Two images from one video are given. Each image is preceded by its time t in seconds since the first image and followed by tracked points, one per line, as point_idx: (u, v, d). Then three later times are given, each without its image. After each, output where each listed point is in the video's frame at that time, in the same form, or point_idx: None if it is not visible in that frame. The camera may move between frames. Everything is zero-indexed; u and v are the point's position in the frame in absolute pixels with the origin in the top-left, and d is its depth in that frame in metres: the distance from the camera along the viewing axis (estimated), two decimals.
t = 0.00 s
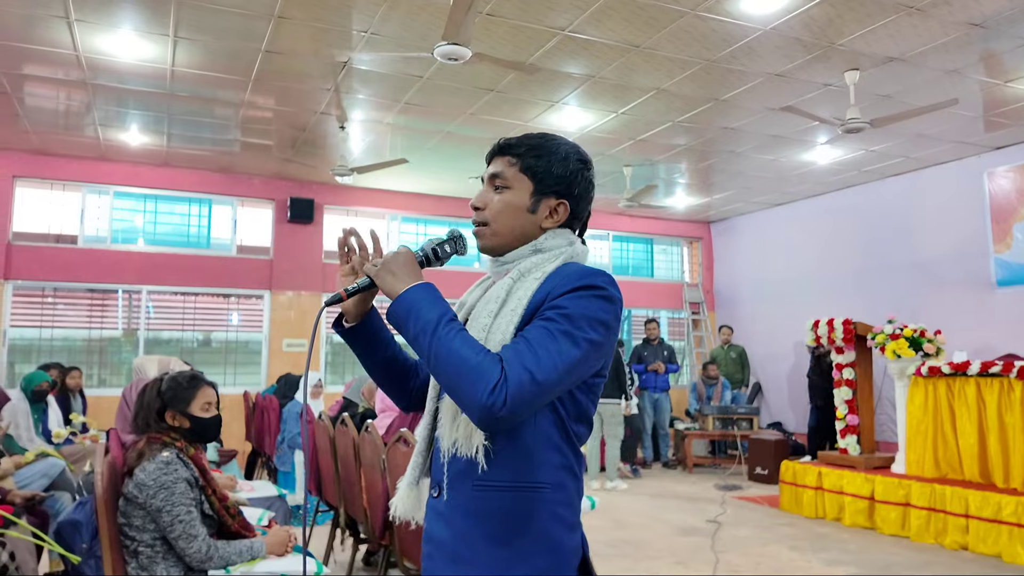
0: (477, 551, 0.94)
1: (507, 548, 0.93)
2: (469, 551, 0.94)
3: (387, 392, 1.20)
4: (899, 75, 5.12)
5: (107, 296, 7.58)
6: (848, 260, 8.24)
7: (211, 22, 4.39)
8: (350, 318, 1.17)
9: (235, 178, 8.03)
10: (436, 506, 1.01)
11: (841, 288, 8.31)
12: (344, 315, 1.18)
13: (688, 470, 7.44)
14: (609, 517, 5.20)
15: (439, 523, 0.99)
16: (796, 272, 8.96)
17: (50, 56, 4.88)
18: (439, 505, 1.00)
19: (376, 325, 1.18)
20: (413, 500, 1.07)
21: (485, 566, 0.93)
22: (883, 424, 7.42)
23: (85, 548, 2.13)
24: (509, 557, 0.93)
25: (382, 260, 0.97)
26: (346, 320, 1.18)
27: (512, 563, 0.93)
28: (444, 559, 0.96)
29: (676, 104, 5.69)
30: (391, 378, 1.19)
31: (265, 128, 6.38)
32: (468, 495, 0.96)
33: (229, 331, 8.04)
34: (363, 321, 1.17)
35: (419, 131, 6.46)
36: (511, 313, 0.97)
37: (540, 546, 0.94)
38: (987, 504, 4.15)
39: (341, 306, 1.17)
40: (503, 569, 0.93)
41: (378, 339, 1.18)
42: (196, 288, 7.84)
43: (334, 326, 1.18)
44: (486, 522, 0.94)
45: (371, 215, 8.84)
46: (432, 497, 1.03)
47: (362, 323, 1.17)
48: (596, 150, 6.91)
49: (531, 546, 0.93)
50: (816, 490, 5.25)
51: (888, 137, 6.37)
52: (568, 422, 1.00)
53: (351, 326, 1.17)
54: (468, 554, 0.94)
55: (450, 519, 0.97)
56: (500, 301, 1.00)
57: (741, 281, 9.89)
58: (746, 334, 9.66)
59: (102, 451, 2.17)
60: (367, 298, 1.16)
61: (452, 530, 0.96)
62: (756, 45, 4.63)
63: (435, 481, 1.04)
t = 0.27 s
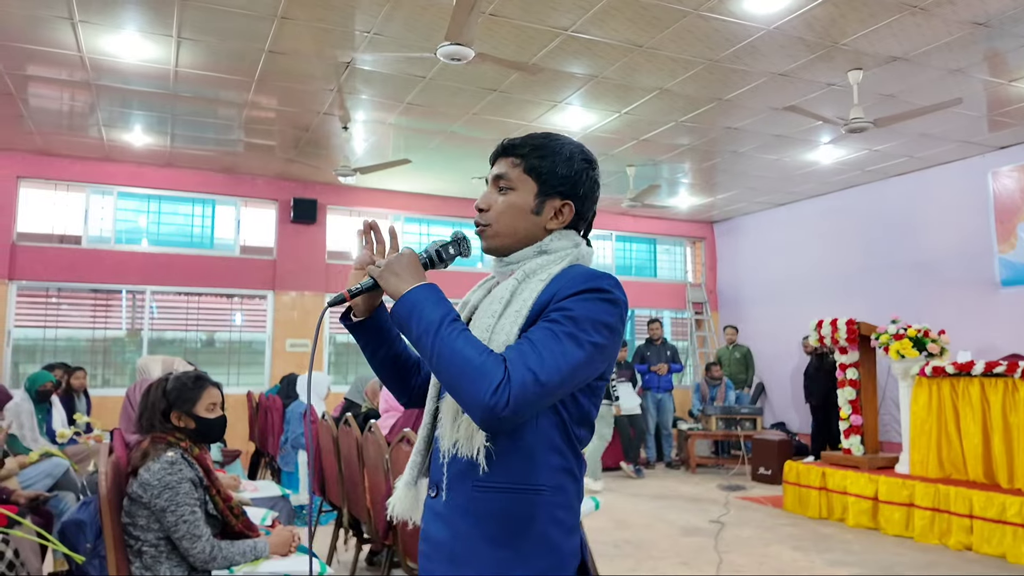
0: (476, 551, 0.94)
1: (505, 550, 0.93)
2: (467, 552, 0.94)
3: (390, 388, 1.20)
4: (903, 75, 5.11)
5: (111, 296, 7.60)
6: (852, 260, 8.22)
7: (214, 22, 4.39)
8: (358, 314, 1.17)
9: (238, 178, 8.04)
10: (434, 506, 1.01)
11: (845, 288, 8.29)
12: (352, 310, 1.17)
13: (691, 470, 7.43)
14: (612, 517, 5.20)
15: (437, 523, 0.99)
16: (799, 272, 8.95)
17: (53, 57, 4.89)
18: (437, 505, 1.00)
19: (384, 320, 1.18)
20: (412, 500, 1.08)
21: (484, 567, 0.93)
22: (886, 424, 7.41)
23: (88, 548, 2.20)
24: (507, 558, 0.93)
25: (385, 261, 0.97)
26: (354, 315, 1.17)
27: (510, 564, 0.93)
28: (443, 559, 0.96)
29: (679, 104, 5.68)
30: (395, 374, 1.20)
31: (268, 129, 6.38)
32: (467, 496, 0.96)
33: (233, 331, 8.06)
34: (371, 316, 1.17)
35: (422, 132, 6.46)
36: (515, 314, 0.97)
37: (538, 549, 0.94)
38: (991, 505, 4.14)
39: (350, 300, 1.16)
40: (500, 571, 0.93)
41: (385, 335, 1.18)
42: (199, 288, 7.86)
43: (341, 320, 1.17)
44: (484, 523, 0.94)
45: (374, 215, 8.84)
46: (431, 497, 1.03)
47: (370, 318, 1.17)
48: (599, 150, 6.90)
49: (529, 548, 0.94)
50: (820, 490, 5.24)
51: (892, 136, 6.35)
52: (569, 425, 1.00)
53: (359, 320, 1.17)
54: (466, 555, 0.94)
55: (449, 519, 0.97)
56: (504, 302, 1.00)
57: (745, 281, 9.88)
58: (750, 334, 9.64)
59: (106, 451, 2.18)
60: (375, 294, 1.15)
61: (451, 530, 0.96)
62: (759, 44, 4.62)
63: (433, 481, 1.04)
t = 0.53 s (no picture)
0: (471, 554, 0.93)
1: (501, 554, 0.93)
2: (459, 555, 0.94)
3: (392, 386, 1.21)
4: (907, 74, 5.10)
5: (115, 296, 7.62)
6: (856, 260, 8.20)
7: (219, 23, 4.40)
8: (363, 313, 1.16)
9: (241, 178, 8.05)
10: (427, 508, 1.00)
11: (849, 288, 8.28)
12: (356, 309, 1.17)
13: (695, 470, 7.43)
14: (615, 518, 5.20)
15: (429, 524, 0.98)
16: (803, 272, 8.93)
17: (58, 58, 4.90)
18: (431, 506, 1.00)
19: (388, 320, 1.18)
20: (405, 501, 1.07)
21: (479, 570, 0.93)
22: (890, 425, 7.39)
23: (93, 547, 2.21)
24: (501, 562, 0.93)
25: (388, 257, 0.97)
26: (358, 314, 1.17)
27: (505, 568, 0.93)
28: (434, 561, 0.96)
29: (682, 104, 5.68)
30: (397, 373, 1.20)
31: (272, 129, 6.40)
32: (464, 498, 0.96)
33: (236, 331, 8.07)
34: (375, 316, 1.17)
35: (425, 132, 6.46)
36: (518, 316, 0.97)
37: (533, 554, 0.94)
38: (996, 505, 4.13)
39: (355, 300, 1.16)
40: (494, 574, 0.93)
41: (389, 335, 1.18)
42: (203, 288, 7.87)
43: (345, 318, 1.17)
44: (479, 526, 0.94)
45: (377, 215, 8.85)
46: (424, 498, 1.02)
47: (374, 318, 1.17)
48: (603, 150, 6.90)
49: (525, 552, 0.93)
50: (824, 490, 5.24)
51: (895, 136, 6.34)
52: (569, 430, 1.00)
53: (363, 320, 1.17)
54: (458, 557, 0.94)
55: (442, 521, 0.97)
56: (507, 303, 0.99)
57: (748, 281, 9.87)
58: (753, 334, 9.63)
59: (111, 451, 2.19)
60: (379, 294, 1.15)
61: (443, 532, 0.96)
62: (763, 44, 4.62)
63: (427, 482, 1.03)
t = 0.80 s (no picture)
0: (467, 556, 0.93)
1: (498, 556, 0.93)
2: (455, 556, 0.93)
3: (387, 383, 1.19)
4: (910, 74, 5.09)
5: (118, 297, 7.63)
6: (860, 260, 8.19)
7: (222, 24, 4.40)
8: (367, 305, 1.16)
9: (245, 179, 8.06)
10: (423, 508, 1.00)
11: (852, 288, 8.26)
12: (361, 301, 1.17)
13: (698, 470, 7.42)
14: (618, 518, 5.20)
15: (425, 526, 0.98)
16: (806, 272, 8.92)
17: (61, 58, 4.91)
18: (426, 508, 0.99)
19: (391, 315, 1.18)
20: (401, 503, 1.07)
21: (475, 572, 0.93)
22: (894, 425, 7.38)
23: (97, 547, 2.21)
24: (498, 564, 0.93)
25: (389, 255, 0.97)
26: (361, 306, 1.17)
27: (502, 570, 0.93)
28: (429, 562, 0.95)
29: (685, 104, 5.68)
30: (395, 371, 1.19)
31: (275, 130, 6.40)
32: (462, 499, 0.96)
33: (240, 331, 8.08)
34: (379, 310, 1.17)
35: (429, 132, 6.47)
36: (519, 316, 0.97)
37: (530, 556, 0.94)
38: (1000, 505, 4.12)
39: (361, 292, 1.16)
40: None
41: (390, 330, 1.17)
42: (207, 288, 7.88)
43: (349, 309, 1.17)
44: (476, 527, 0.94)
45: (380, 215, 8.85)
46: (420, 499, 1.02)
47: (378, 311, 1.17)
48: (606, 150, 6.90)
49: (522, 555, 0.93)
50: (827, 490, 5.23)
51: (899, 135, 6.33)
52: (568, 432, 1.00)
53: (366, 312, 1.17)
54: (454, 559, 0.93)
55: (438, 522, 0.97)
56: (508, 303, 0.99)
57: (752, 281, 9.85)
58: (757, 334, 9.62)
59: (114, 451, 2.19)
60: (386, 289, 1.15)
61: (439, 533, 0.96)
62: (766, 44, 4.61)
63: (423, 483, 1.03)
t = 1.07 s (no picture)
0: (475, 558, 0.93)
1: (505, 557, 0.93)
2: (463, 558, 0.93)
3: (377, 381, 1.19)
4: (914, 74, 5.08)
5: (122, 297, 7.65)
6: (863, 260, 8.18)
7: (226, 24, 4.41)
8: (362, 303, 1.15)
9: (248, 179, 8.07)
10: (426, 511, 1.00)
11: (856, 288, 8.25)
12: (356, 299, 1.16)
13: (701, 471, 7.41)
14: (622, 519, 5.19)
15: (430, 528, 0.97)
16: (809, 272, 8.91)
17: (65, 59, 4.93)
18: (431, 509, 0.99)
19: (386, 314, 1.17)
20: (401, 505, 1.06)
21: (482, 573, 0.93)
22: (898, 425, 7.37)
23: (100, 547, 2.22)
24: (505, 564, 0.93)
25: (390, 255, 0.96)
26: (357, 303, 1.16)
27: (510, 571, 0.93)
28: (435, 565, 0.95)
29: (688, 104, 5.67)
30: (387, 369, 1.18)
31: (278, 130, 6.41)
32: (467, 500, 0.95)
33: (243, 332, 8.09)
34: (375, 308, 1.15)
35: (431, 132, 6.47)
36: (523, 315, 0.96)
37: (537, 555, 0.94)
38: (1004, 506, 4.11)
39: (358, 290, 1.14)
40: None
41: (384, 329, 1.17)
42: (210, 288, 7.90)
43: (343, 306, 1.16)
44: (482, 529, 0.94)
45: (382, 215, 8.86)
46: (423, 501, 1.01)
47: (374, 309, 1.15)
48: (609, 151, 6.90)
49: (529, 554, 0.93)
50: (831, 491, 5.22)
51: (902, 135, 6.32)
52: (572, 430, 1.00)
53: (361, 310, 1.16)
54: (461, 560, 0.93)
55: (443, 523, 0.96)
56: (510, 302, 0.99)
57: (755, 281, 9.84)
58: (760, 334, 9.61)
59: (118, 450, 2.20)
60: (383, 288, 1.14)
61: (446, 535, 0.95)
62: (769, 44, 4.61)
63: (427, 485, 1.02)
